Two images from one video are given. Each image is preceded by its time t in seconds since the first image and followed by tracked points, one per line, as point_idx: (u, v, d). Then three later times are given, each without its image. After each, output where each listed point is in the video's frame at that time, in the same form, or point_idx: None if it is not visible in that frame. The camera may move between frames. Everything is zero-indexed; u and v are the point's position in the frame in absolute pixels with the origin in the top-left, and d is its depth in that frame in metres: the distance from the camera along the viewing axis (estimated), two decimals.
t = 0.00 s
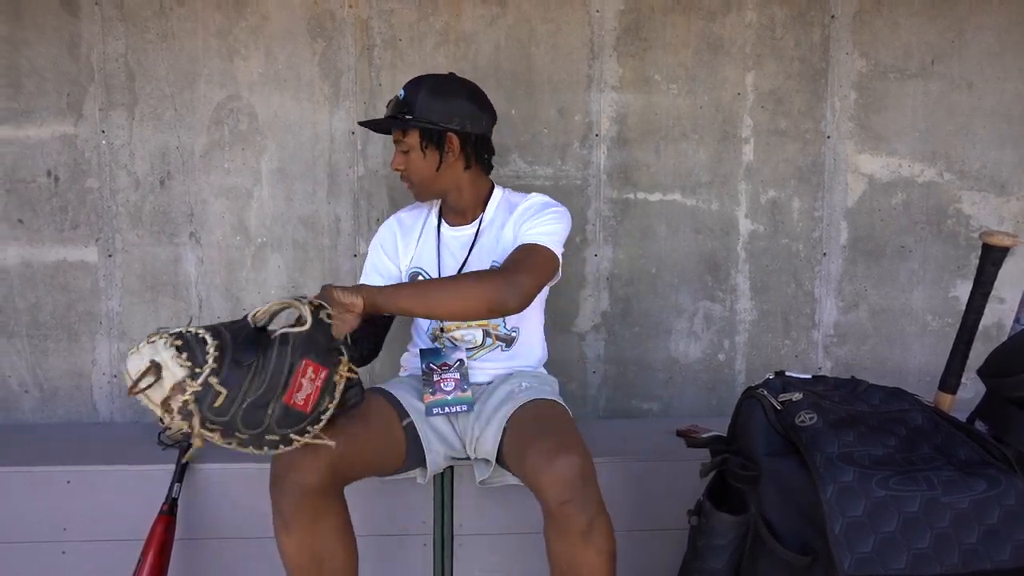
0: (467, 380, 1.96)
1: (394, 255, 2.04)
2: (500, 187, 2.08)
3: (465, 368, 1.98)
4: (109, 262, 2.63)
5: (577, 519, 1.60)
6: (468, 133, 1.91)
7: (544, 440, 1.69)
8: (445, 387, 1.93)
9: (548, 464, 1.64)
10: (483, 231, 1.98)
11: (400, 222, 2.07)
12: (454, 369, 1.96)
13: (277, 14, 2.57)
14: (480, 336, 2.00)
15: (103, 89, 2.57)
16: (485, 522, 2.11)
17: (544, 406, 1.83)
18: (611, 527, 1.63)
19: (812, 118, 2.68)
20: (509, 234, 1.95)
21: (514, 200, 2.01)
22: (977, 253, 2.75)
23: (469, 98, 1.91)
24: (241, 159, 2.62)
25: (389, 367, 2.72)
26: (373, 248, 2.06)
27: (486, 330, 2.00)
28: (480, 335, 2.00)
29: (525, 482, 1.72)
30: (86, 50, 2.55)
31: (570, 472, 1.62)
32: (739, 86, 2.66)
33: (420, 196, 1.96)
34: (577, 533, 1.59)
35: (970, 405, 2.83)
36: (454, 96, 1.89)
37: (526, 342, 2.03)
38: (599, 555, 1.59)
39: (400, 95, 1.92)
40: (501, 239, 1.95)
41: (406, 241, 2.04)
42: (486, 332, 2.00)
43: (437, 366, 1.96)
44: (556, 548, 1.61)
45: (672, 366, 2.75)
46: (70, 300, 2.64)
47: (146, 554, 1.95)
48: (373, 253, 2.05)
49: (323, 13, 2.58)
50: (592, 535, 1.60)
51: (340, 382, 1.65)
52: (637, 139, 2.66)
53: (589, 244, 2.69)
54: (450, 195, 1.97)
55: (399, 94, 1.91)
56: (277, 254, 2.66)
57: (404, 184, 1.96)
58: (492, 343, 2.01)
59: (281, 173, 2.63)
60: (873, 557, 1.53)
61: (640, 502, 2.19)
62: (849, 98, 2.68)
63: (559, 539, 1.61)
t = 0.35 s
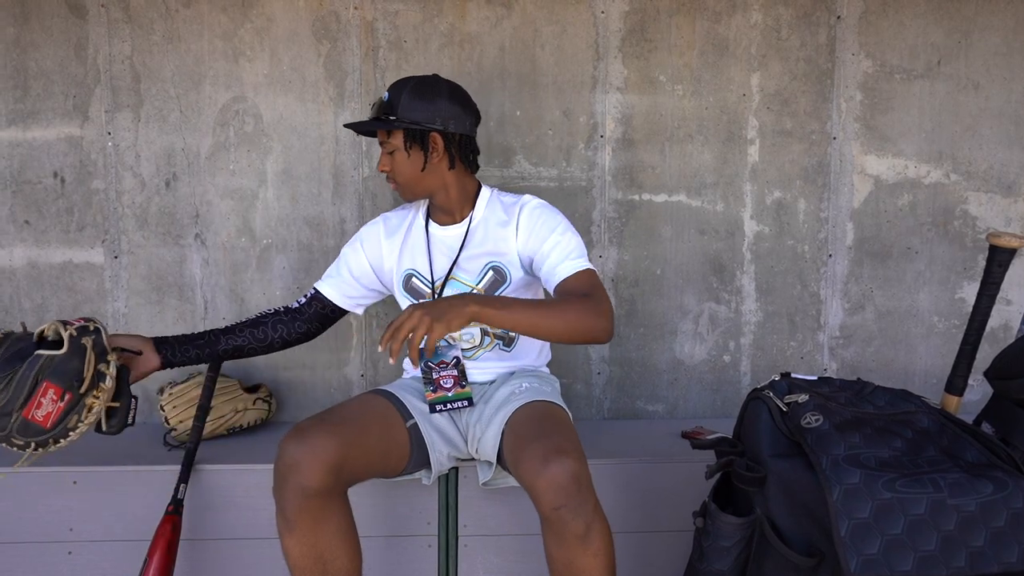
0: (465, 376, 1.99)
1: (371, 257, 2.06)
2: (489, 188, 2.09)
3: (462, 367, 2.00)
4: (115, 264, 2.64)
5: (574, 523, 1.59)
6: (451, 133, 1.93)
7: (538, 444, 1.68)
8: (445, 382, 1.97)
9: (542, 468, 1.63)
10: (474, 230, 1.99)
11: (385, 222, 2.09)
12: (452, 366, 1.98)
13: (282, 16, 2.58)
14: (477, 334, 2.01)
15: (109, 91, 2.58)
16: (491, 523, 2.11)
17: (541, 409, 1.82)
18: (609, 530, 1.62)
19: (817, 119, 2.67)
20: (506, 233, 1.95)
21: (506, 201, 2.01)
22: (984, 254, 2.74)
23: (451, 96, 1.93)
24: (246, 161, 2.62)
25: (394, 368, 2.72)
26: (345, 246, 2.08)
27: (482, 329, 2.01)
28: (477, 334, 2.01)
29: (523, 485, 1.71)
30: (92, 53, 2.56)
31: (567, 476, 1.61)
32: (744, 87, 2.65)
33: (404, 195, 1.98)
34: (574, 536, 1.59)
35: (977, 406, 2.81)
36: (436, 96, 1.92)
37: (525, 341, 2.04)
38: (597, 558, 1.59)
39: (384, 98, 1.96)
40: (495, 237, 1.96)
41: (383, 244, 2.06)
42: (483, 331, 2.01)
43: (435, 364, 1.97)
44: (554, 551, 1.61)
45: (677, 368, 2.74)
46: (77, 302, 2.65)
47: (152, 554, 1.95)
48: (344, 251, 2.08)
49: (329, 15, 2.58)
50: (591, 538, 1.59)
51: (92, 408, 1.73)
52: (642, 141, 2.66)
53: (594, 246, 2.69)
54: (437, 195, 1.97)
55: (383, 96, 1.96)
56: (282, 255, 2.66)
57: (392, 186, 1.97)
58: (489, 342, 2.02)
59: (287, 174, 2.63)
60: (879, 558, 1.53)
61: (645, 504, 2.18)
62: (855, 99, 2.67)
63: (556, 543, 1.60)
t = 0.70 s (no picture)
0: (446, 366, 1.98)
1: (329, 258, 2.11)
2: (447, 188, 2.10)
3: (442, 359, 1.99)
4: (111, 265, 2.64)
5: (571, 523, 1.59)
6: (406, 137, 1.96)
7: (534, 444, 1.69)
8: (430, 378, 1.96)
9: (538, 468, 1.64)
10: (433, 229, 1.99)
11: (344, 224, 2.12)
12: (431, 361, 1.97)
13: (279, 16, 2.58)
14: (449, 332, 1.99)
15: (105, 92, 2.57)
16: (488, 523, 2.11)
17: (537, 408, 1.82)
18: (606, 530, 1.62)
19: (813, 119, 2.68)
20: (466, 231, 1.97)
21: (463, 200, 2.03)
22: (978, 254, 2.75)
23: (407, 101, 1.96)
24: (242, 161, 2.62)
25: (391, 368, 2.72)
26: (306, 245, 2.14)
27: (454, 326, 1.99)
28: (449, 331, 1.99)
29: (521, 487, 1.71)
30: (88, 53, 2.56)
31: (563, 476, 1.62)
32: (740, 88, 2.66)
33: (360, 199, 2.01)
34: (570, 536, 1.59)
35: (972, 405, 2.82)
36: (391, 99, 1.95)
37: (499, 336, 2.01)
38: (594, 558, 1.59)
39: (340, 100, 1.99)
40: (454, 235, 1.97)
41: (342, 245, 2.09)
42: (454, 328, 1.99)
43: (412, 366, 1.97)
44: (551, 552, 1.61)
45: (673, 367, 2.75)
46: (72, 303, 2.65)
47: (147, 556, 1.95)
48: (305, 250, 2.14)
49: (325, 15, 2.58)
50: (587, 538, 1.59)
51: (91, 389, 2.15)
52: (638, 141, 2.66)
53: (591, 246, 2.69)
54: (394, 199, 2.00)
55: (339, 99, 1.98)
56: (278, 256, 2.66)
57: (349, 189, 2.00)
58: (462, 338, 2.00)
59: (283, 175, 2.63)
60: (873, 557, 1.53)
61: (642, 503, 2.19)
62: (850, 99, 2.68)
63: (553, 544, 1.61)
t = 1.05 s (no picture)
0: (430, 363, 2.01)
1: (302, 258, 2.11)
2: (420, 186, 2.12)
3: (425, 358, 2.02)
4: (111, 265, 2.63)
5: (562, 524, 1.60)
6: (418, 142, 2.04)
7: (523, 445, 1.69)
8: (416, 378, 1.99)
9: (526, 470, 1.64)
10: (410, 229, 2.01)
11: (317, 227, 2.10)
12: (414, 361, 2.01)
13: (279, 16, 2.57)
14: (430, 330, 2.02)
15: (104, 91, 2.57)
16: (489, 524, 2.11)
17: (529, 405, 1.82)
18: (598, 530, 1.62)
19: (813, 120, 2.68)
20: (443, 230, 1.99)
21: (438, 198, 2.05)
22: (978, 255, 2.75)
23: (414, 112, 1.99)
24: (242, 161, 2.62)
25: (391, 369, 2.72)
26: (280, 250, 2.17)
27: (435, 324, 2.01)
28: (430, 329, 2.02)
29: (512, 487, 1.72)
30: (88, 53, 2.56)
31: (552, 478, 1.61)
32: (740, 89, 2.66)
33: (373, 206, 1.95)
34: (562, 537, 1.60)
35: (972, 406, 2.82)
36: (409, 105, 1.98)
37: (481, 333, 2.04)
38: (586, 558, 1.59)
39: (352, 102, 1.88)
40: (432, 234, 1.99)
41: (312, 243, 2.09)
42: (435, 326, 2.01)
43: (394, 372, 2.01)
44: (544, 552, 1.62)
45: (673, 368, 2.75)
46: (72, 302, 2.65)
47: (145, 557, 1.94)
48: (280, 254, 2.17)
49: (325, 16, 2.58)
50: (579, 539, 1.60)
51: (101, 405, 2.35)
52: (638, 142, 2.66)
53: (591, 247, 2.69)
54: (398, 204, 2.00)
55: (354, 101, 1.88)
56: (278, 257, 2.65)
57: (359, 196, 1.91)
58: (444, 336, 2.02)
59: (283, 175, 2.63)
60: (874, 558, 1.53)
61: (642, 504, 2.19)
62: (850, 100, 2.68)
63: (545, 545, 1.62)
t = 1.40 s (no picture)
0: (433, 365, 2.00)
1: (304, 258, 2.09)
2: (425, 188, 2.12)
3: (428, 360, 2.02)
4: (111, 265, 2.63)
5: (559, 526, 1.60)
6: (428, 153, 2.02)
7: (520, 447, 1.69)
8: (418, 381, 1.98)
9: (523, 472, 1.64)
10: (417, 231, 2.00)
11: (319, 226, 2.09)
12: (417, 363, 2.00)
13: (279, 16, 2.57)
14: (435, 332, 2.02)
15: (105, 91, 2.57)
16: (489, 524, 2.11)
17: (527, 407, 1.82)
18: (596, 532, 1.62)
19: (813, 121, 2.68)
20: (452, 232, 2.00)
21: (445, 200, 2.06)
22: (979, 256, 2.75)
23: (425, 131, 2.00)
24: (243, 161, 2.62)
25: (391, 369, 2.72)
26: (281, 248, 2.15)
27: (441, 326, 2.01)
28: (435, 332, 2.01)
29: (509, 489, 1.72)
30: (88, 52, 2.56)
31: (550, 480, 1.62)
32: (740, 89, 2.66)
33: (384, 222, 1.95)
34: (559, 539, 1.59)
35: (972, 407, 2.82)
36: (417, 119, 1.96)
37: (485, 336, 2.04)
38: (584, 560, 1.59)
39: (363, 125, 1.87)
40: (440, 237, 1.99)
41: (315, 242, 2.07)
42: (440, 328, 2.01)
43: (396, 375, 2.00)
44: (541, 554, 1.62)
45: (673, 368, 2.75)
46: (72, 302, 2.65)
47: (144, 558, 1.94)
48: (281, 254, 2.15)
49: (326, 16, 2.58)
50: (577, 541, 1.60)
51: (110, 408, 2.35)
52: (639, 142, 2.66)
53: (591, 247, 2.69)
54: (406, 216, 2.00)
55: (364, 125, 1.87)
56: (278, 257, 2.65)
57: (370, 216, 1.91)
58: (449, 338, 2.02)
59: (283, 175, 2.63)
60: (874, 559, 1.53)
61: (642, 505, 2.19)
62: (851, 101, 2.68)
63: (542, 547, 1.61)
